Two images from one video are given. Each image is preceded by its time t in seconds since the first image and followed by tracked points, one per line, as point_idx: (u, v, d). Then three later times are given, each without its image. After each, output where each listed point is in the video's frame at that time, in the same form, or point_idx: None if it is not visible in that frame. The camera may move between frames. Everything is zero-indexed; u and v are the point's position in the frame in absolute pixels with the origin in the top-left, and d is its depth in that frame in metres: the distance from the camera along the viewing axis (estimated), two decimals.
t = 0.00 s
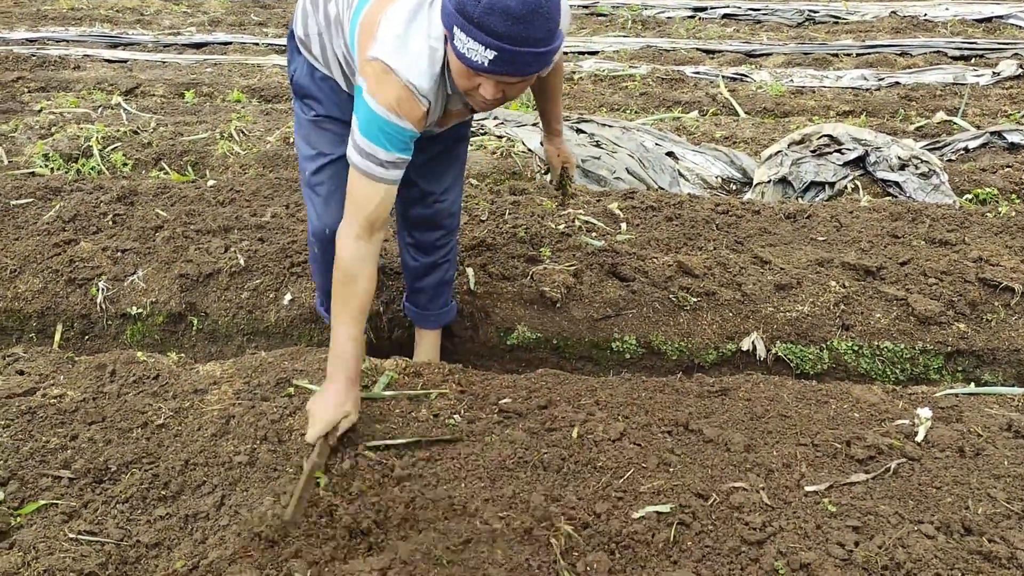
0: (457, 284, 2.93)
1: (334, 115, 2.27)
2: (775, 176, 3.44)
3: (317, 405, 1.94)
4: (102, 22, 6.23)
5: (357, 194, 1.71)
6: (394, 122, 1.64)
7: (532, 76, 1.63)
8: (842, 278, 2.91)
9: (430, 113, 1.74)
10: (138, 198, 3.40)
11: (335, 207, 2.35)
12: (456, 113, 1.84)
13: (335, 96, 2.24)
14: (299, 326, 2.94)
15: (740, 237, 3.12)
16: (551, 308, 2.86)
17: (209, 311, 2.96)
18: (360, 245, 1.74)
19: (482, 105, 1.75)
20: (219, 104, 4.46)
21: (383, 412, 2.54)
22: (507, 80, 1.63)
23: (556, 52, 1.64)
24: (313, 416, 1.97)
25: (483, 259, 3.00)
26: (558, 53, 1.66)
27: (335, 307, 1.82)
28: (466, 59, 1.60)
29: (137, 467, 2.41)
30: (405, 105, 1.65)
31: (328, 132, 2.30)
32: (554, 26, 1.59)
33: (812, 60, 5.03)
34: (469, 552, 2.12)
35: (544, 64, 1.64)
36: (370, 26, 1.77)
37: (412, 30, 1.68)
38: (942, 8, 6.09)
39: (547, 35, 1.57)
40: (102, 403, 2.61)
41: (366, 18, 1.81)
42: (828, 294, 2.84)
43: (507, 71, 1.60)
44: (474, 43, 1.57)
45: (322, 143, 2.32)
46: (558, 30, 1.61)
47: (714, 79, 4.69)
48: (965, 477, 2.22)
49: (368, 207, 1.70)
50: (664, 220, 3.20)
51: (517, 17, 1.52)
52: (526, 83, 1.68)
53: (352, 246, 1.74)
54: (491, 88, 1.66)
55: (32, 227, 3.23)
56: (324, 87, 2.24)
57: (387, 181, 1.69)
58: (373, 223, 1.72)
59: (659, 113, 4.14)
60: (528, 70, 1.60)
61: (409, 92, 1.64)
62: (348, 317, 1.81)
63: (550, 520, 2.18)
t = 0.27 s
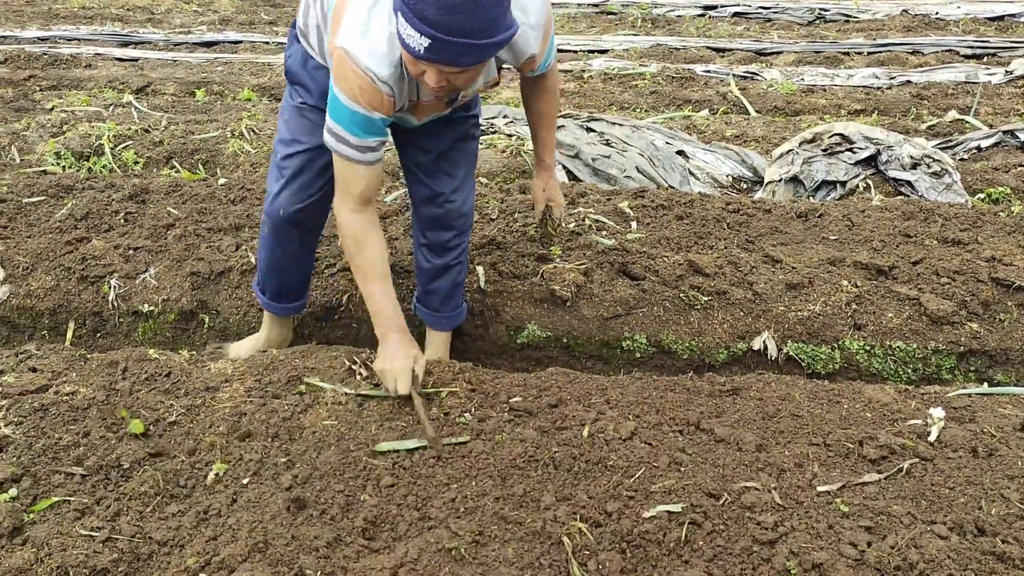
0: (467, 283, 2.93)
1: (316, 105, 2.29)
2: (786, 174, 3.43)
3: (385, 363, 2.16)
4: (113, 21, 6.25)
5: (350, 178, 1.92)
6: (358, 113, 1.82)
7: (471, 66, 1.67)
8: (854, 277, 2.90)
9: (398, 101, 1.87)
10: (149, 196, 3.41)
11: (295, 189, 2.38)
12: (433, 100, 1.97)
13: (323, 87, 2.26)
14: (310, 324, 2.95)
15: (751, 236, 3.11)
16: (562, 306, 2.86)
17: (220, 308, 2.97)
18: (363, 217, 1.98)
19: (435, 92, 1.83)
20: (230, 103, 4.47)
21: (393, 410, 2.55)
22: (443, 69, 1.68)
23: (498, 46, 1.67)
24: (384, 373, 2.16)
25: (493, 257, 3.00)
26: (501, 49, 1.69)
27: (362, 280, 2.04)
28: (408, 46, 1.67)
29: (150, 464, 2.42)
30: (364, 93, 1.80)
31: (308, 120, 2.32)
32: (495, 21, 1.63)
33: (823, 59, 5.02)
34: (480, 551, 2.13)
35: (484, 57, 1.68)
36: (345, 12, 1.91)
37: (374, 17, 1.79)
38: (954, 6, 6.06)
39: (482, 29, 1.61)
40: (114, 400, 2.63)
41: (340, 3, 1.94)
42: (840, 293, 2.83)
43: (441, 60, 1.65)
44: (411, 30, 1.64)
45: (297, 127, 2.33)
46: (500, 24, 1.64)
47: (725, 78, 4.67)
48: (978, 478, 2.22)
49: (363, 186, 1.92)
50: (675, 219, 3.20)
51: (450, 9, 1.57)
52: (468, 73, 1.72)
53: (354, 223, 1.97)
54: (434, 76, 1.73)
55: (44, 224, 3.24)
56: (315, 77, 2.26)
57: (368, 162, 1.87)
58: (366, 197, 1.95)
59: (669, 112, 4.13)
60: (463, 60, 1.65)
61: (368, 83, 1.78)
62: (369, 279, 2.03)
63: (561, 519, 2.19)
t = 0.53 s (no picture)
0: (478, 282, 2.93)
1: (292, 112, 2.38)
2: (798, 175, 3.41)
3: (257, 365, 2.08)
4: (125, 21, 6.27)
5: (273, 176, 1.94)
6: (280, 109, 1.84)
7: (350, 60, 1.63)
8: (866, 278, 2.88)
9: (323, 96, 1.86)
10: (161, 196, 3.42)
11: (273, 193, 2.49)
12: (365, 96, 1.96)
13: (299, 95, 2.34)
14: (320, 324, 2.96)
15: (762, 236, 3.10)
16: (572, 307, 2.86)
17: (230, 308, 2.98)
18: (280, 217, 1.98)
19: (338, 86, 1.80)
20: (241, 103, 4.48)
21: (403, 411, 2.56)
22: (324, 61, 1.65)
23: (380, 45, 1.62)
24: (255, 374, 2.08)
25: (502, 257, 3.00)
26: (389, 46, 1.64)
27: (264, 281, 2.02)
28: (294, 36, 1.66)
29: (161, 463, 2.43)
30: (283, 92, 1.82)
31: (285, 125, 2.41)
32: (375, 18, 1.58)
33: (835, 58, 4.99)
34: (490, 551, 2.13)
35: (366, 52, 1.63)
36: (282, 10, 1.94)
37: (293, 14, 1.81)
38: (967, 5, 6.02)
39: (353, 23, 1.57)
40: (125, 399, 2.64)
41: None
42: (852, 294, 2.81)
43: (320, 51, 1.62)
44: (294, 20, 1.63)
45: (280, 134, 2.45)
46: (382, 21, 1.59)
47: (736, 78, 4.66)
48: (992, 481, 2.20)
49: (285, 182, 1.93)
50: (686, 219, 3.19)
51: None
52: (357, 67, 1.69)
53: (270, 218, 1.98)
54: (324, 67, 1.70)
55: (57, 224, 3.26)
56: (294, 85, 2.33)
57: (288, 162, 1.90)
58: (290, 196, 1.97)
59: (680, 111, 4.12)
60: (339, 53, 1.61)
61: (285, 79, 1.80)
62: (273, 280, 2.01)
63: (572, 520, 2.19)
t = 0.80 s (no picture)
0: (494, 283, 2.93)
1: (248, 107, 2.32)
2: (817, 175, 3.39)
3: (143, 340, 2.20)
4: (144, 21, 6.32)
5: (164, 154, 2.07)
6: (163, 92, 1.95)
7: (199, 43, 1.65)
8: (886, 279, 2.86)
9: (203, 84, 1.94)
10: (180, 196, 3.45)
11: (233, 195, 2.44)
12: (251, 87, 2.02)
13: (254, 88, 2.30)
14: (337, 324, 2.97)
15: (781, 237, 3.08)
16: (589, 307, 2.85)
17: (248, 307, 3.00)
18: (170, 195, 2.10)
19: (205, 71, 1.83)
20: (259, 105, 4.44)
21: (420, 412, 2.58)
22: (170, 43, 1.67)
23: (219, 30, 1.64)
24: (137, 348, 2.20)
25: (519, 257, 3.00)
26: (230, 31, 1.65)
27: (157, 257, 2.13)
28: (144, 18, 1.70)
29: (180, 461, 2.46)
30: (164, 76, 1.94)
31: (241, 122, 2.35)
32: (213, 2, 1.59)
33: (854, 58, 4.96)
34: (506, 552, 2.14)
35: (211, 35, 1.65)
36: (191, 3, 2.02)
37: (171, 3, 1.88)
38: (988, 5, 5.97)
39: (188, 6, 1.58)
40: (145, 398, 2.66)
41: None
42: (872, 295, 2.79)
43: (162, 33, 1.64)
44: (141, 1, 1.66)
45: (232, 132, 2.38)
46: (221, 5, 1.60)
47: (754, 78, 4.63)
48: (1014, 485, 2.18)
49: (171, 163, 2.06)
50: (703, 220, 3.17)
51: None
52: (210, 50, 1.71)
53: (163, 196, 2.09)
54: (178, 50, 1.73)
55: (76, 223, 3.29)
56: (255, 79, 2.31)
57: (172, 142, 2.02)
58: (177, 176, 2.10)
59: (697, 111, 4.10)
60: (182, 36, 1.64)
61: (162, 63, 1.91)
62: (164, 254, 2.12)
63: (589, 521, 2.19)
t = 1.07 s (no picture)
0: (522, 282, 2.94)
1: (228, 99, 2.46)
2: (848, 175, 3.36)
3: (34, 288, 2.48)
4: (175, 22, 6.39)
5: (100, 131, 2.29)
6: (98, 77, 2.14)
7: (121, 40, 1.71)
8: (919, 281, 2.83)
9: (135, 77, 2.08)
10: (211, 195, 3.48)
11: (226, 185, 2.54)
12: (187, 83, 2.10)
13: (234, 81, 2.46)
14: (366, 322, 2.99)
15: (812, 237, 3.07)
16: (617, 308, 2.85)
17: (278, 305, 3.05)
18: (101, 168, 2.34)
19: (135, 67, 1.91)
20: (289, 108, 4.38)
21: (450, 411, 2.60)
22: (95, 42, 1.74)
23: (140, 26, 1.69)
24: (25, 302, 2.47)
25: (548, 257, 3.00)
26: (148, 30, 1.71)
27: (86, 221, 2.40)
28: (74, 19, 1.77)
29: (213, 457, 2.49)
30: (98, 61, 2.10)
31: (223, 117, 2.49)
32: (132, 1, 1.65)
33: (885, 58, 4.91)
34: (537, 551, 2.15)
35: (132, 32, 1.71)
36: None
37: None
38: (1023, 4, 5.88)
39: (105, 6, 1.65)
40: (179, 396, 2.69)
41: None
42: (904, 297, 2.77)
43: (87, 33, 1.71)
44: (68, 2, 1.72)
45: (215, 127, 2.51)
46: (138, 3, 1.66)
47: (784, 77, 4.60)
48: None
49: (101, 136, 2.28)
50: (733, 220, 3.16)
51: None
52: (133, 48, 1.77)
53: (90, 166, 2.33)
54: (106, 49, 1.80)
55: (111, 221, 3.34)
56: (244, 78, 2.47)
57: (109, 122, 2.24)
58: (106, 150, 2.31)
59: (727, 111, 4.08)
60: (104, 34, 1.69)
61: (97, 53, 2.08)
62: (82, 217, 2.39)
63: (619, 521, 2.19)
